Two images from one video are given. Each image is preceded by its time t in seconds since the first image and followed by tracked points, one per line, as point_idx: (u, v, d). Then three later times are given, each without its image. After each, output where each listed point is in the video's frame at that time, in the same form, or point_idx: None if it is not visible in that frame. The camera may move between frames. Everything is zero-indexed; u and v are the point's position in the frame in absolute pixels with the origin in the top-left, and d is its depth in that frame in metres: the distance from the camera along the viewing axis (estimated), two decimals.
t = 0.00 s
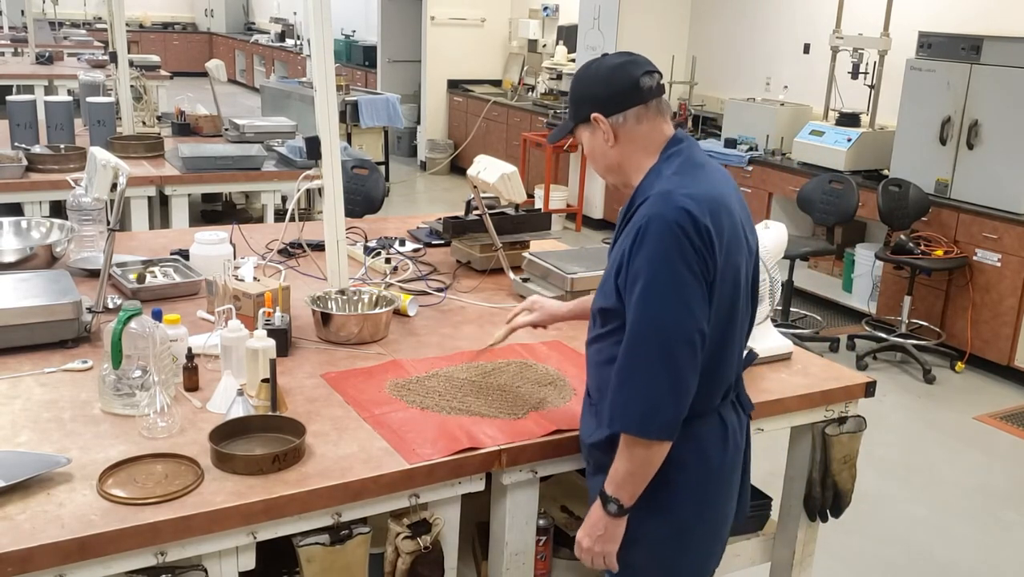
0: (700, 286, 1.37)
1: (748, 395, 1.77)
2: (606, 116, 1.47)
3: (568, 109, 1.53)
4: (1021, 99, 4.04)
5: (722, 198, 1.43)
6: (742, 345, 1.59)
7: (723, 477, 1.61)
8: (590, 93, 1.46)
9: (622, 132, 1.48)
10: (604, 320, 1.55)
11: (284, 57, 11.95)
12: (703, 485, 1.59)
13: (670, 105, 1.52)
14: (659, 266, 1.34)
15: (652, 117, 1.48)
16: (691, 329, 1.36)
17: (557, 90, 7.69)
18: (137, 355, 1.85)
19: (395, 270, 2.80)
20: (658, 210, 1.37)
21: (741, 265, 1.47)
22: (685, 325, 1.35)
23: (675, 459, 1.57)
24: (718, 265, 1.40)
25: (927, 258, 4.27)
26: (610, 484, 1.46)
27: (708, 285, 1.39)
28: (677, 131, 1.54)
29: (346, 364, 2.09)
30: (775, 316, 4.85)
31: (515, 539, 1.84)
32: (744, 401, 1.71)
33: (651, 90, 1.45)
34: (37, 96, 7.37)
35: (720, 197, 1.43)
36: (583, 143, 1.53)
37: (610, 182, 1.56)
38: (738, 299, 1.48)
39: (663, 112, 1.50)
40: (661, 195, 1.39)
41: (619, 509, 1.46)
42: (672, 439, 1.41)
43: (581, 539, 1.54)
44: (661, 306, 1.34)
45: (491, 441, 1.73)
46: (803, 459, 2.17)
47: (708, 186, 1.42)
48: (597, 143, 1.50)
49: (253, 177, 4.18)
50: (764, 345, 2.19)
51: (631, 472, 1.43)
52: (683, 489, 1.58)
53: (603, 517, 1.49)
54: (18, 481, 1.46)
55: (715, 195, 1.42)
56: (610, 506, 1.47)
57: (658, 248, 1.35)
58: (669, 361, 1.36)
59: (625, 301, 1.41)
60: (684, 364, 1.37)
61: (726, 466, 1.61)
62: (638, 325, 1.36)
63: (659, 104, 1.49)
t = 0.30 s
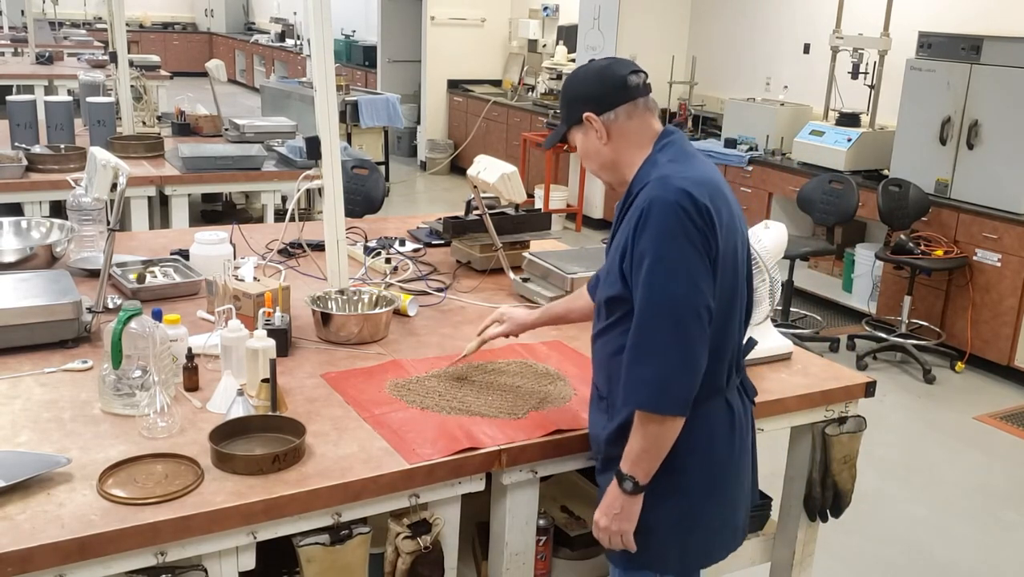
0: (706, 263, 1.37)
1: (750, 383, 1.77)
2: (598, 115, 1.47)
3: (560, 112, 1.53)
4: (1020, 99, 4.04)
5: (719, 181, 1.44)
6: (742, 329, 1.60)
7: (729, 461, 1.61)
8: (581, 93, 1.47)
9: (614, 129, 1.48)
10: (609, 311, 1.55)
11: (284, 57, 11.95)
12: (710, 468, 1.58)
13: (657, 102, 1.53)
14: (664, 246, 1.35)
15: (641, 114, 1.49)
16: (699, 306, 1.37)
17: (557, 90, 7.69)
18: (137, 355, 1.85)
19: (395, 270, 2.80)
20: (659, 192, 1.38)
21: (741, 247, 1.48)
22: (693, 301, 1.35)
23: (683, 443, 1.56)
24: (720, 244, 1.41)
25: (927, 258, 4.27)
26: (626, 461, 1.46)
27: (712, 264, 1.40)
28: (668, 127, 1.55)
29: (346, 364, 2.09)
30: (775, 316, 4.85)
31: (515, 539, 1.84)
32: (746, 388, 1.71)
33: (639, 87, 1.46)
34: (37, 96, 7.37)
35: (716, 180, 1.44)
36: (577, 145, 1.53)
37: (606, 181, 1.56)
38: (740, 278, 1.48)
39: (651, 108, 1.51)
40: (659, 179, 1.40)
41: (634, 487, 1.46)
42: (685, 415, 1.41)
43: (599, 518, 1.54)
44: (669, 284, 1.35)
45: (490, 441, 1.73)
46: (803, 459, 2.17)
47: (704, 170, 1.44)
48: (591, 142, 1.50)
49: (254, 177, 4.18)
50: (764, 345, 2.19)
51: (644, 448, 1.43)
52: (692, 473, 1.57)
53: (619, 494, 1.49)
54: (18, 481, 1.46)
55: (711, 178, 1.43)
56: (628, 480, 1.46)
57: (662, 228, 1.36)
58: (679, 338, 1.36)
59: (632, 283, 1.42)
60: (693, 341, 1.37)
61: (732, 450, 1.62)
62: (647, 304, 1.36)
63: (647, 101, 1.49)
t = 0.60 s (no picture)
0: (692, 266, 1.37)
1: (750, 383, 1.77)
2: (598, 119, 1.47)
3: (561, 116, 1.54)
4: (1020, 99, 4.04)
5: (711, 183, 1.43)
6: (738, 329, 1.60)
7: (722, 463, 1.61)
8: (580, 97, 1.47)
9: (614, 132, 1.48)
10: (603, 310, 1.56)
11: (284, 57, 11.95)
12: (703, 470, 1.58)
13: (658, 103, 1.53)
14: (651, 248, 1.35)
15: (641, 116, 1.49)
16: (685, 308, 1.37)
17: (556, 90, 7.69)
18: (137, 355, 1.85)
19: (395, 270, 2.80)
20: (646, 196, 1.38)
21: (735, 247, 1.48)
22: (679, 303, 1.36)
23: (676, 444, 1.56)
24: (709, 246, 1.41)
25: (927, 258, 4.27)
26: (619, 463, 1.47)
27: (699, 266, 1.40)
28: (669, 129, 1.55)
29: (346, 364, 2.09)
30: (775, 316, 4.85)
31: (515, 539, 1.84)
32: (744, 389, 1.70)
33: (637, 89, 1.46)
34: (37, 96, 7.37)
35: (709, 183, 1.44)
36: (579, 149, 1.54)
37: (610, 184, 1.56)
38: (732, 280, 1.48)
39: (651, 110, 1.50)
40: (649, 181, 1.41)
41: (627, 488, 1.48)
42: (674, 416, 1.42)
43: (596, 518, 1.55)
44: (655, 286, 1.35)
45: (490, 441, 1.73)
46: (803, 459, 2.17)
47: (696, 172, 1.43)
48: (593, 146, 1.51)
49: (253, 177, 4.18)
50: (764, 345, 2.19)
51: (632, 446, 1.44)
52: (684, 474, 1.57)
53: (614, 496, 1.51)
54: (18, 481, 1.46)
55: (704, 180, 1.43)
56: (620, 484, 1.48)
57: (648, 231, 1.36)
58: (665, 340, 1.36)
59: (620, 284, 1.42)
60: (679, 344, 1.37)
61: (725, 451, 1.61)
62: (633, 305, 1.37)
63: (647, 103, 1.49)
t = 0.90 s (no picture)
0: (678, 278, 1.37)
1: (750, 392, 1.77)
2: (606, 118, 1.49)
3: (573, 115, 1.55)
4: (1020, 99, 4.04)
5: (711, 193, 1.42)
6: (736, 340, 1.58)
7: (710, 473, 1.60)
8: (589, 97, 1.49)
9: (621, 133, 1.49)
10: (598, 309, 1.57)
11: (284, 57, 11.95)
12: (688, 478, 1.58)
13: (669, 103, 1.53)
14: (636, 255, 1.36)
15: (649, 117, 1.49)
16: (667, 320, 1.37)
17: (556, 90, 7.69)
18: (136, 355, 1.85)
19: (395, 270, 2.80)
20: (639, 202, 1.38)
21: (733, 259, 1.46)
22: (661, 315, 1.36)
23: (661, 449, 1.57)
24: (700, 258, 1.40)
25: (927, 258, 4.27)
26: (590, 463, 1.50)
27: (688, 277, 1.39)
28: (680, 130, 1.55)
29: (346, 364, 2.09)
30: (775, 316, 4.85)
31: (515, 539, 1.84)
32: (743, 399, 1.69)
33: (647, 89, 1.46)
34: (37, 96, 7.37)
35: (708, 193, 1.42)
36: (589, 147, 1.55)
37: (619, 184, 1.57)
38: (727, 292, 1.47)
39: (661, 111, 1.50)
40: (646, 188, 1.41)
41: (593, 488, 1.51)
42: (650, 424, 1.42)
43: (563, 513, 1.59)
44: (635, 293, 1.36)
45: (490, 441, 1.73)
46: (803, 459, 2.17)
47: (695, 182, 1.42)
48: (601, 145, 1.52)
49: (253, 177, 4.18)
50: (764, 346, 2.19)
51: (606, 449, 1.45)
52: (668, 481, 1.57)
53: (581, 493, 1.54)
54: (18, 481, 1.46)
55: (702, 190, 1.42)
56: (584, 483, 1.52)
57: (636, 239, 1.36)
58: (645, 351, 1.37)
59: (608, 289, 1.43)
60: (658, 352, 1.37)
61: (714, 461, 1.60)
62: (615, 312, 1.37)
63: (657, 103, 1.49)
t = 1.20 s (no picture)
0: (679, 283, 1.37)
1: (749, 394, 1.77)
2: (605, 119, 1.49)
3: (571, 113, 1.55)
4: (1020, 99, 4.04)
5: (712, 198, 1.43)
6: (736, 343, 1.58)
7: (710, 476, 1.61)
8: (589, 97, 1.49)
9: (621, 133, 1.50)
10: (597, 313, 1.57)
11: (285, 57, 11.97)
12: (688, 481, 1.58)
13: (670, 104, 1.53)
14: (637, 261, 1.36)
15: (649, 117, 1.49)
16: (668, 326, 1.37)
17: (556, 90, 7.70)
18: (137, 355, 1.86)
19: (395, 270, 2.81)
20: (640, 207, 1.39)
21: (734, 263, 1.47)
22: (663, 321, 1.36)
23: (662, 452, 1.57)
24: (700, 263, 1.40)
25: (927, 258, 4.27)
26: (592, 470, 1.49)
27: (688, 282, 1.40)
28: (679, 130, 1.55)
29: (346, 364, 2.09)
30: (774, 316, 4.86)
31: (515, 539, 1.85)
32: (743, 401, 1.70)
33: (647, 90, 1.46)
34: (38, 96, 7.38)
35: (707, 196, 1.43)
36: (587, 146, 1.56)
37: (618, 183, 1.58)
38: (728, 296, 1.47)
39: (661, 111, 1.50)
40: (646, 192, 1.41)
41: (599, 496, 1.50)
42: (651, 430, 1.42)
43: (567, 521, 1.58)
44: (637, 299, 1.36)
45: (490, 441, 1.73)
46: (803, 459, 2.18)
47: (696, 186, 1.43)
48: (600, 145, 1.53)
49: (254, 177, 4.19)
50: (764, 346, 2.20)
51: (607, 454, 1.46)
52: (668, 484, 1.58)
53: (585, 500, 1.53)
54: (18, 481, 1.46)
55: (703, 195, 1.42)
56: (586, 492, 1.52)
57: (637, 244, 1.36)
58: (646, 357, 1.37)
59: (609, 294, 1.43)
60: (660, 358, 1.37)
61: (714, 463, 1.61)
62: (617, 318, 1.37)
63: (657, 104, 1.50)
